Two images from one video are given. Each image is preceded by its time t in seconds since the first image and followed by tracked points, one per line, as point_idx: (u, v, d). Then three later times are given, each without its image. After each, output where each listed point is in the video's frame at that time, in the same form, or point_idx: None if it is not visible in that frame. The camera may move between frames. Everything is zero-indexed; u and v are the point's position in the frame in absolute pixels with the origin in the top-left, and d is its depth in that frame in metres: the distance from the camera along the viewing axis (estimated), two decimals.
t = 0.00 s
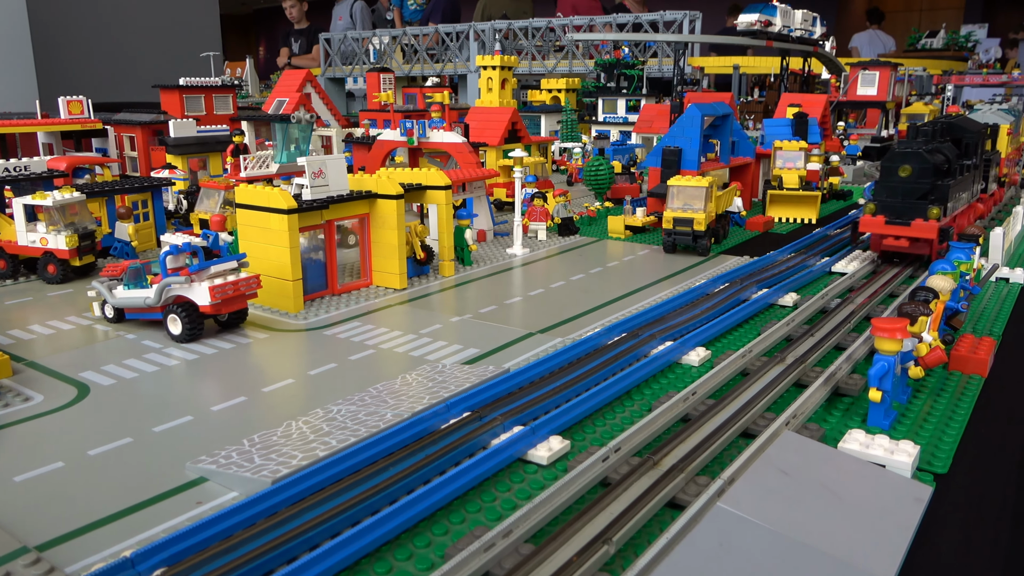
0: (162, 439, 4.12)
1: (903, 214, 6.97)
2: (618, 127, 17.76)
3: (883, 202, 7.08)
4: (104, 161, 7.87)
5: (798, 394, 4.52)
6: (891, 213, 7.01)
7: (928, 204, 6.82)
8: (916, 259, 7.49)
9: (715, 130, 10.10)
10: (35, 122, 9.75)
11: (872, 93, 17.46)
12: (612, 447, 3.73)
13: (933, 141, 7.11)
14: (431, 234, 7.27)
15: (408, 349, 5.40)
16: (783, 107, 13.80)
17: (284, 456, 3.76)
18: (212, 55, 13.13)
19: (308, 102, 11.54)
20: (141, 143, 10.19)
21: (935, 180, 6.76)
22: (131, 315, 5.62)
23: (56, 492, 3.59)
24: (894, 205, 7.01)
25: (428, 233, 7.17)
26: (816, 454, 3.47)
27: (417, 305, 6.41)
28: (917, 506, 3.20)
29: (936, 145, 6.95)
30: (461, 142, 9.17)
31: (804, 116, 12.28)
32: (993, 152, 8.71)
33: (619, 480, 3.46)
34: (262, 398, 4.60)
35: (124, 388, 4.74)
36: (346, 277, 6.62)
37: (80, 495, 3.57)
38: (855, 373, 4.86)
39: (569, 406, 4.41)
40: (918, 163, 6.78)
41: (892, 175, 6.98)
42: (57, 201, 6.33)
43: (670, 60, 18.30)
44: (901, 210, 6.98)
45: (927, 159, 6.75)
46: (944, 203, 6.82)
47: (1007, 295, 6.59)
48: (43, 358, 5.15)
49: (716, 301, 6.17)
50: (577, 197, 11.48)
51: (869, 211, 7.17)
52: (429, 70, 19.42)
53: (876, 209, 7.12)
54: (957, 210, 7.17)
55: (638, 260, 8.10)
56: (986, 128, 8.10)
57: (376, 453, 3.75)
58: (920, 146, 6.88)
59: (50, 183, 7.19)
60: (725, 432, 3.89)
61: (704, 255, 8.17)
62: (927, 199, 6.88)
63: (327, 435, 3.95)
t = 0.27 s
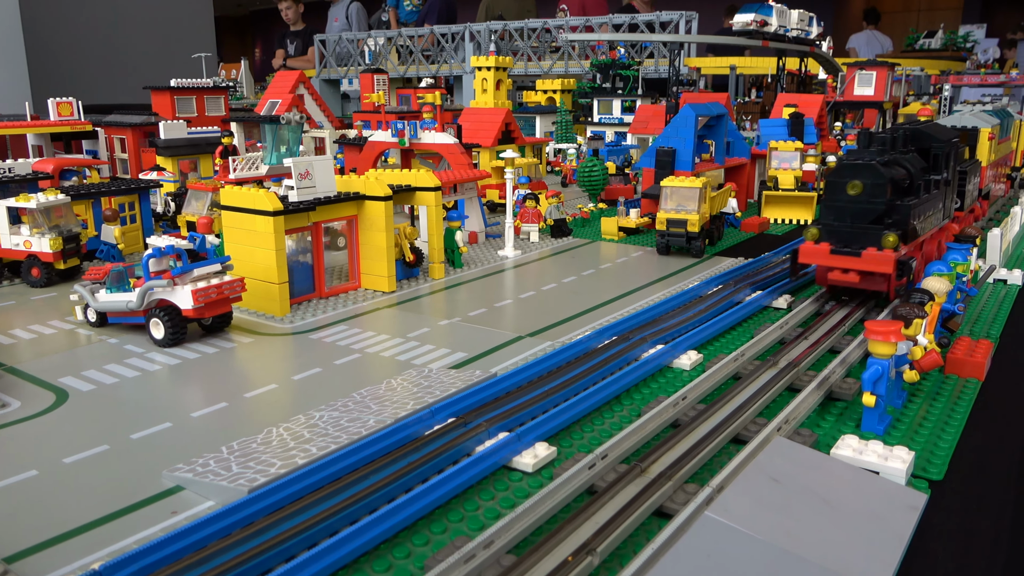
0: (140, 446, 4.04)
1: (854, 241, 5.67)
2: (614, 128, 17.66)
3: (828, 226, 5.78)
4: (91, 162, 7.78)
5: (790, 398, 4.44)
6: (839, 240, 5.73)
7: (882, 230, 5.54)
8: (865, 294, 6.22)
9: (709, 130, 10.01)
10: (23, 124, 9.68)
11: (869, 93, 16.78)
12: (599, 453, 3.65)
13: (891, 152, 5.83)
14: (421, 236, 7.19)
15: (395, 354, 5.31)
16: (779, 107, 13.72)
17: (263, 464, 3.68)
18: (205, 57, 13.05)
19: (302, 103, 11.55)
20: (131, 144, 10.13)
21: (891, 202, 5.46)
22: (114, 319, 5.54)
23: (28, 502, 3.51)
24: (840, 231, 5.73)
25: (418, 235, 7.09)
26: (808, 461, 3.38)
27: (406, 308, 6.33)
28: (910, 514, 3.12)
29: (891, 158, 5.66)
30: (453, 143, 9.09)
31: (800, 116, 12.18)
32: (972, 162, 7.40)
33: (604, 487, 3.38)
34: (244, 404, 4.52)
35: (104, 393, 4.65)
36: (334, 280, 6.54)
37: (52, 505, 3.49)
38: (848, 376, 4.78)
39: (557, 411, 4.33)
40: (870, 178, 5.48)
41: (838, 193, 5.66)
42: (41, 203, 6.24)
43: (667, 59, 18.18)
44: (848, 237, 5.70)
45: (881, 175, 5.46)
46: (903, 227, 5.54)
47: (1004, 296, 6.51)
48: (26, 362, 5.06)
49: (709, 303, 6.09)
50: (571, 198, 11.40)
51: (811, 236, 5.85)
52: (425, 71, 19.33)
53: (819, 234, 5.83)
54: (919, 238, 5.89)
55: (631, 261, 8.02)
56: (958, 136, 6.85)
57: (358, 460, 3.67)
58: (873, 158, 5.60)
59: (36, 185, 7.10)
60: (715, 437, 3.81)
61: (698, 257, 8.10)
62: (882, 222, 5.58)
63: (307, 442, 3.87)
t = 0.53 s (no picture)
0: (123, 455, 3.99)
1: (768, 294, 4.34)
2: (612, 127, 17.54)
3: (738, 272, 4.46)
4: (80, 166, 7.73)
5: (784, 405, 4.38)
6: (751, 293, 4.40)
7: (805, 279, 4.21)
8: (790, 358, 4.87)
9: (706, 131, 9.93)
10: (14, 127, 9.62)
11: (870, 92, 16.74)
12: (588, 462, 3.59)
13: (818, 176, 4.51)
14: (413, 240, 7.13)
15: (385, 360, 5.25)
16: (778, 107, 13.65)
17: (247, 474, 3.62)
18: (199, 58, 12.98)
19: (296, 104, 11.48)
20: (123, 147, 10.08)
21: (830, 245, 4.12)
22: (101, 326, 5.49)
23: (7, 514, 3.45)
24: (752, 279, 4.39)
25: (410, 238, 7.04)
26: (799, 470, 3.33)
27: (397, 313, 6.27)
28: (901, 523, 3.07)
29: (821, 184, 4.31)
30: (447, 145, 8.99)
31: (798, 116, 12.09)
32: (946, 178, 5.99)
33: (592, 497, 3.32)
34: (231, 412, 4.46)
35: (89, 401, 4.60)
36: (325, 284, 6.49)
37: (31, 516, 3.43)
38: (842, 382, 4.72)
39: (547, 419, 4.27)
40: (788, 214, 4.15)
41: (750, 231, 4.36)
42: (28, 208, 6.21)
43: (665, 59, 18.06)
44: (761, 289, 4.37)
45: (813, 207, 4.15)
46: (833, 276, 4.22)
47: (1003, 299, 6.44)
48: (12, 370, 5.01)
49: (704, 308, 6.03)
50: (567, 200, 11.32)
51: (717, 285, 4.55)
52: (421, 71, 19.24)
53: (727, 282, 4.52)
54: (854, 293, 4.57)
55: (626, 264, 7.95)
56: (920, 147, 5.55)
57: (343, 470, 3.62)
58: (794, 184, 4.27)
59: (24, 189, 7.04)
60: (706, 446, 3.75)
61: (693, 259, 8.04)
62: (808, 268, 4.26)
63: (293, 451, 3.82)
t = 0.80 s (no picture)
0: (112, 463, 3.93)
1: (643, 372, 3.23)
2: (612, 128, 17.44)
3: (607, 340, 3.34)
4: (73, 170, 7.69)
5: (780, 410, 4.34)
6: (623, 368, 3.29)
7: (685, 352, 3.12)
8: (682, 449, 3.74)
9: (705, 132, 9.86)
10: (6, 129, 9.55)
11: (872, 92, 16.66)
12: (581, 468, 3.54)
13: (718, 211, 3.46)
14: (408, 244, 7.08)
15: (379, 366, 5.19)
16: (779, 107, 13.60)
17: (237, 481, 3.57)
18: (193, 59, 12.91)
19: (292, 105, 11.41)
20: (116, 149, 10.01)
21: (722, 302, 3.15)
22: (93, 331, 5.44)
23: None
24: (624, 349, 3.28)
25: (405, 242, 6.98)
26: (795, 477, 3.41)
27: (392, 318, 6.22)
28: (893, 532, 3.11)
29: (726, 221, 3.36)
30: (443, 148, 8.88)
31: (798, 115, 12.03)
32: (908, 197, 5.11)
33: (586, 504, 3.27)
34: (222, 419, 4.40)
35: (80, 408, 4.55)
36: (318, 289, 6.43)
37: (16, 525, 3.37)
38: (840, 387, 4.67)
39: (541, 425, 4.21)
40: (661, 262, 3.06)
41: (617, 284, 3.25)
42: (18, 212, 6.16)
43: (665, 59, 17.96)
44: (636, 364, 3.27)
45: (706, 253, 3.20)
46: (726, 343, 3.21)
47: (1002, 302, 6.39)
48: (2, 376, 4.95)
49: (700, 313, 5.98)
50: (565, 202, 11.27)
51: (577, 355, 3.40)
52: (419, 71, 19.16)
53: (587, 352, 3.38)
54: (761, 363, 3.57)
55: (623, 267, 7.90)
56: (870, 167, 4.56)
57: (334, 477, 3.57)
58: (672, 224, 3.19)
59: (14, 193, 6.99)
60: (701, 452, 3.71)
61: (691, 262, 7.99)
62: (691, 336, 3.21)
63: (284, 458, 3.77)
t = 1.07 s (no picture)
0: (106, 471, 3.90)
1: None
2: (611, 129, 17.38)
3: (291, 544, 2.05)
4: (68, 173, 7.65)
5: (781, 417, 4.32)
6: None
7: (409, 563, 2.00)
8: None
9: (705, 135, 9.85)
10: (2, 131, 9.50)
11: (872, 93, 16.64)
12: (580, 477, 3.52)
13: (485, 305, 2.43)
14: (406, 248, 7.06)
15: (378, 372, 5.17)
16: (779, 109, 13.59)
17: (233, 491, 3.55)
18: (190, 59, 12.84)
19: (289, 107, 11.38)
20: (112, 151, 9.98)
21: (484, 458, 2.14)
22: (89, 337, 5.41)
23: None
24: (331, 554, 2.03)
25: (403, 246, 6.96)
26: (790, 485, 3.41)
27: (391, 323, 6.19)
28: (892, 539, 3.11)
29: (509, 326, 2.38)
30: (441, 150, 8.86)
31: (797, 118, 12.02)
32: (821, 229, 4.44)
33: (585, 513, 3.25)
34: (219, 427, 4.38)
35: (75, 414, 4.52)
36: (316, 294, 6.41)
37: (10, 536, 3.34)
38: (839, 393, 4.66)
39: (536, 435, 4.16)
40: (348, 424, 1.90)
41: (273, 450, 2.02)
42: (14, 216, 6.13)
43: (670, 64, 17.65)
44: None
45: (470, 374, 2.22)
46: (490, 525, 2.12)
47: (1002, 306, 6.38)
48: None
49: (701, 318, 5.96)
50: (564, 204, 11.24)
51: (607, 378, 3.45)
52: (418, 71, 19.10)
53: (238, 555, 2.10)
54: (635, 467, 2.84)
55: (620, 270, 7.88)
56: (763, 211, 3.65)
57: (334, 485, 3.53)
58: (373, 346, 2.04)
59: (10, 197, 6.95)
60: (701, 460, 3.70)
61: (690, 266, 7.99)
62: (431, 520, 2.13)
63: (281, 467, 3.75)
